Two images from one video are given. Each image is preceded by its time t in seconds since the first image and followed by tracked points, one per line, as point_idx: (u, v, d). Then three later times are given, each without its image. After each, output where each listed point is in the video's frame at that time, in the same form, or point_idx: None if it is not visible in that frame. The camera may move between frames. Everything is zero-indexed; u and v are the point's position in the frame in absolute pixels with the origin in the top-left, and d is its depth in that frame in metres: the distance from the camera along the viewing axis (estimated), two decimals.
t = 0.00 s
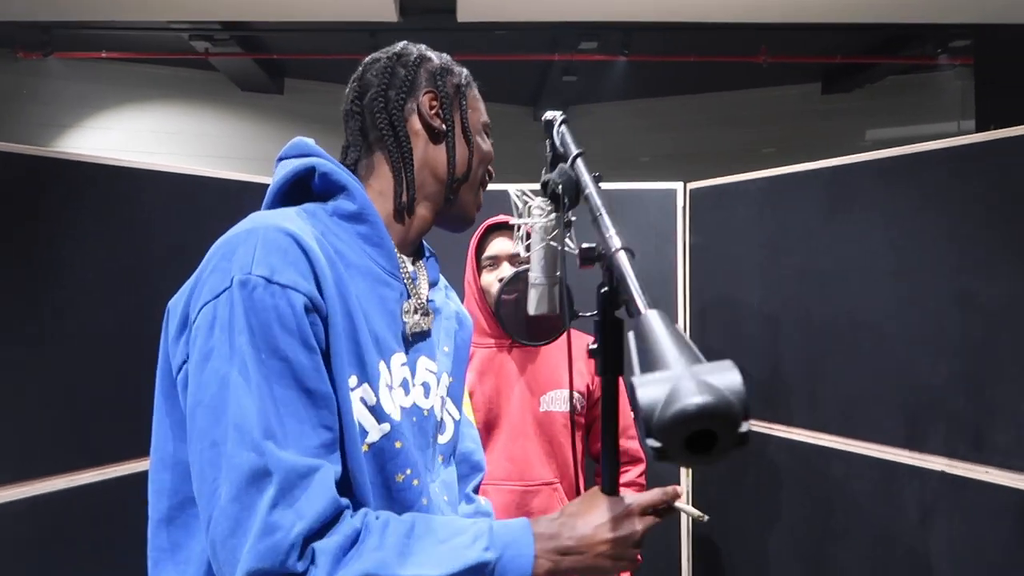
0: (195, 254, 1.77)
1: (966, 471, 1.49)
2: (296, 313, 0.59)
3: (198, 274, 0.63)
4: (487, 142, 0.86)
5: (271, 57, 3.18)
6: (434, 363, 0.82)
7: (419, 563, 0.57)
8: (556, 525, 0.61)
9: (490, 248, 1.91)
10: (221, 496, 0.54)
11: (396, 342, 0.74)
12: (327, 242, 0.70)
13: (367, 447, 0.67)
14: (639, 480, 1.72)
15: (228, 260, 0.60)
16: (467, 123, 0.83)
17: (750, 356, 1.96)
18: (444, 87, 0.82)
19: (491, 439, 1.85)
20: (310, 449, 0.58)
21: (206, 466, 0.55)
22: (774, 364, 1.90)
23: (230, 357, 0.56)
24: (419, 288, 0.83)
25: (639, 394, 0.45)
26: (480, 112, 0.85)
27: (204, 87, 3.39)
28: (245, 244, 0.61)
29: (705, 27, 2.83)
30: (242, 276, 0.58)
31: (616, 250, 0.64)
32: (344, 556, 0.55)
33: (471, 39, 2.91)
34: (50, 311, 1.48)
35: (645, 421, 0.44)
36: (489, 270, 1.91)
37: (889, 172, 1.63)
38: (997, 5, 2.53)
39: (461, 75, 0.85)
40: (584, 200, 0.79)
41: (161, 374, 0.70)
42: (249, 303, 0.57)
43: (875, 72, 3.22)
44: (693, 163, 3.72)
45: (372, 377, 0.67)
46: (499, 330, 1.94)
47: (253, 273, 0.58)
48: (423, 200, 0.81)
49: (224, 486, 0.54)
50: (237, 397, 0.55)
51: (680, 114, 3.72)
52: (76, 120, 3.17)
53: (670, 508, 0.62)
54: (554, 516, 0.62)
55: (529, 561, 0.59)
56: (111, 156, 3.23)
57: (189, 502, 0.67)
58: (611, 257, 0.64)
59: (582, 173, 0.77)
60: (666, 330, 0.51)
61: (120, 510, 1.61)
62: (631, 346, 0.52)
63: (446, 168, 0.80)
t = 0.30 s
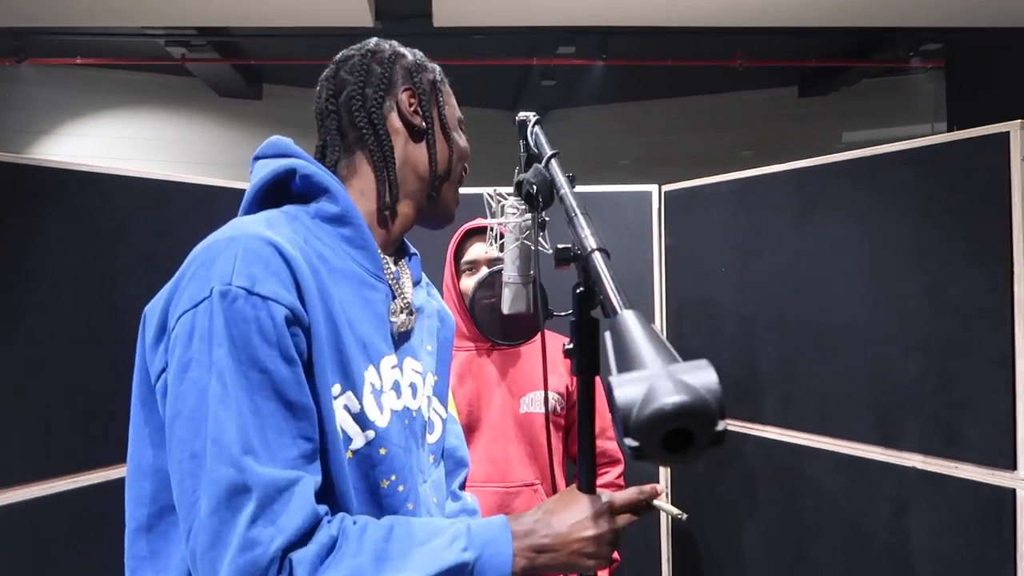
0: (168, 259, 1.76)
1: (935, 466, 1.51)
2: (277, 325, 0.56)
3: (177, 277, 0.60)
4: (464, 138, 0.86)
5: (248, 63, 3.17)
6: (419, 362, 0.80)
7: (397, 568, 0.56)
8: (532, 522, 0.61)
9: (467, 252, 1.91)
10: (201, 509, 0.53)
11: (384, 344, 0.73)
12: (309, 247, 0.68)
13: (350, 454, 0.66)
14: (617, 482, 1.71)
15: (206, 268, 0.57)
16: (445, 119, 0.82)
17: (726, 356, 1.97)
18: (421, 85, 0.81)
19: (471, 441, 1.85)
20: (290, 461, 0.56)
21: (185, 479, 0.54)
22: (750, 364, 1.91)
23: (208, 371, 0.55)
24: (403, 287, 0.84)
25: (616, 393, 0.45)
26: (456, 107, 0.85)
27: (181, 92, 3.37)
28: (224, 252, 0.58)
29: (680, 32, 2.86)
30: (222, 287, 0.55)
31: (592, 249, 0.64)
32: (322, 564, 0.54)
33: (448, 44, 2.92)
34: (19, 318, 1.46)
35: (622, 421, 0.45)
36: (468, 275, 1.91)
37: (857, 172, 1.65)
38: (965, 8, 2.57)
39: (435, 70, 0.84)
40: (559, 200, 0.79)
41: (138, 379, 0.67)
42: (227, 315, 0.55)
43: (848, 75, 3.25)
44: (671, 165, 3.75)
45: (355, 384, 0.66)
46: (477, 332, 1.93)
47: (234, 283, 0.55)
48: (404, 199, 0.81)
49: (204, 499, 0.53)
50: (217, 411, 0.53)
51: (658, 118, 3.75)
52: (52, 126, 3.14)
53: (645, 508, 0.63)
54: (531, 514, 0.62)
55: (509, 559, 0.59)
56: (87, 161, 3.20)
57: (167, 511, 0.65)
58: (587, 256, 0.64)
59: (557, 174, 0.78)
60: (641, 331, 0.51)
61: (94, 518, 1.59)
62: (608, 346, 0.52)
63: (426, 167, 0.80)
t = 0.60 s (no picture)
0: (167, 257, 1.76)
1: (934, 463, 1.52)
2: (289, 330, 0.56)
3: (189, 277, 0.60)
4: (473, 135, 0.86)
5: (248, 62, 3.17)
6: (427, 359, 0.81)
7: (398, 563, 0.56)
8: (530, 516, 0.62)
9: (468, 255, 1.92)
10: (209, 512, 0.53)
11: (394, 344, 0.73)
12: (322, 249, 0.68)
13: (361, 453, 0.67)
14: (617, 479, 1.71)
15: (219, 271, 0.57)
16: (455, 117, 0.83)
17: (725, 354, 1.97)
18: (432, 81, 0.81)
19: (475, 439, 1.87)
20: (298, 465, 0.56)
21: (194, 481, 0.55)
22: (750, 361, 1.91)
23: (218, 375, 0.54)
24: (412, 286, 0.83)
25: (596, 387, 0.46)
26: (466, 105, 0.86)
27: (179, 91, 3.36)
28: (237, 255, 0.57)
29: (679, 30, 2.86)
30: (235, 292, 0.55)
31: (588, 246, 0.64)
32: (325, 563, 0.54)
33: (447, 43, 2.92)
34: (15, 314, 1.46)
35: (602, 414, 0.45)
36: (470, 277, 1.92)
37: (854, 170, 1.66)
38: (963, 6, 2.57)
39: (445, 67, 0.84)
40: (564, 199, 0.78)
41: (147, 377, 0.67)
42: (239, 320, 0.54)
43: (848, 74, 3.25)
44: (670, 164, 3.75)
45: (365, 386, 0.66)
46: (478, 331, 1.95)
47: (247, 288, 0.55)
48: (414, 196, 0.81)
49: (211, 502, 0.53)
50: (227, 416, 0.53)
51: (658, 117, 3.75)
52: (51, 124, 3.14)
53: (645, 503, 0.63)
54: (530, 507, 0.63)
55: (511, 551, 0.59)
56: (86, 160, 3.20)
57: (176, 507, 0.65)
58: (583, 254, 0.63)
59: (562, 174, 0.77)
60: (628, 326, 0.51)
61: (93, 516, 1.60)
62: (598, 342, 0.53)
63: (437, 165, 0.81)
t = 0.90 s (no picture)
0: (183, 253, 1.77)
1: (946, 464, 1.52)
2: (313, 327, 0.56)
3: (216, 272, 0.61)
4: (492, 129, 0.85)
5: (260, 60, 3.19)
6: (449, 360, 0.82)
7: (413, 558, 0.56)
8: (544, 510, 0.62)
9: (484, 253, 1.93)
10: (230, 504, 0.54)
11: (417, 344, 0.73)
12: (347, 248, 0.68)
13: (381, 451, 0.67)
14: (630, 477, 1.71)
15: (245, 269, 0.57)
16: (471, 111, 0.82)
17: (737, 353, 1.98)
18: (445, 77, 0.81)
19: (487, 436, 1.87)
20: (318, 460, 0.56)
21: (217, 474, 0.55)
22: (761, 362, 1.91)
23: (241, 371, 0.55)
24: (435, 286, 0.84)
25: (606, 386, 0.46)
26: (483, 97, 0.85)
27: (191, 88, 3.38)
28: (263, 252, 0.58)
29: (689, 29, 2.86)
30: (260, 288, 0.55)
31: (605, 244, 0.63)
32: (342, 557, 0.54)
33: (458, 42, 2.92)
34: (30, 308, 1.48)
35: (611, 412, 0.45)
36: (485, 275, 1.93)
37: (870, 170, 1.65)
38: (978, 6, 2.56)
39: (460, 63, 0.84)
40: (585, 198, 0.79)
41: (173, 369, 0.68)
42: (262, 317, 0.55)
43: (860, 74, 3.24)
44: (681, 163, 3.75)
45: (387, 383, 0.67)
46: (492, 329, 1.96)
47: (272, 285, 0.55)
48: (433, 194, 0.81)
49: (232, 495, 0.54)
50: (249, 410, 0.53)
51: (669, 116, 3.75)
52: (64, 120, 3.15)
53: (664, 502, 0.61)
54: (545, 501, 0.63)
55: (525, 546, 0.60)
56: (99, 155, 3.22)
57: (199, 498, 0.67)
58: (599, 252, 0.63)
59: (583, 170, 0.77)
60: (639, 320, 0.51)
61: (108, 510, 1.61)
62: (609, 336, 0.52)
63: (453, 161, 0.80)
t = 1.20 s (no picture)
0: (191, 254, 1.78)
1: (952, 470, 1.52)
2: (340, 330, 0.57)
3: (242, 271, 0.62)
4: (509, 140, 0.87)
5: (267, 61, 3.20)
6: (460, 366, 0.83)
7: (423, 547, 0.57)
8: (552, 498, 0.63)
9: (501, 258, 1.93)
10: (249, 503, 0.54)
11: (433, 349, 0.76)
12: (369, 252, 0.70)
13: (397, 453, 0.68)
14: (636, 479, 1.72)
15: (274, 269, 0.58)
16: (489, 122, 0.84)
17: (742, 358, 1.98)
18: (467, 88, 0.82)
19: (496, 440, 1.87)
20: (337, 460, 0.57)
21: (238, 472, 0.56)
22: (768, 367, 1.92)
23: (267, 370, 0.56)
24: (448, 290, 0.88)
25: (610, 365, 0.46)
26: (501, 109, 0.87)
27: (199, 89, 3.39)
28: (292, 254, 0.59)
29: (695, 33, 2.86)
30: (290, 289, 0.56)
31: (614, 232, 0.63)
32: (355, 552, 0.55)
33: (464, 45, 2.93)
34: (39, 306, 1.49)
35: (616, 391, 0.45)
36: (502, 280, 1.94)
37: (878, 175, 1.66)
38: (985, 11, 2.55)
39: (479, 74, 0.85)
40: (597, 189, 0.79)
41: (190, 366, 0.69)
42: (291, 317, 0.56)
43: (866, 80, 3.23)
44: (687, 167, 3.75)
45: (405, 387, 0.69)
46: (506, 332, 1.96)
47: (301, 286, 0.56)
48: (452, 201, 0.83)
49: (252, 493, 0.54)
50: (273, 409, 0.54)
51: (675, 121, 3.75)
52: (72, 119, 3.16)
53: (670, 489, 0.65)
54: (552, 489, 0.64)
55: (536, 532, 0.61)
56: (106, 155, 3.23)
57: (212, 497, 0.68)
58: (608, 240, 0.63)
59: (595, 163, 0.77)
60: (646, 304, 0.51)
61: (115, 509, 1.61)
62: (616, 320, 0.52)
63: (473, 169, 0.82)
